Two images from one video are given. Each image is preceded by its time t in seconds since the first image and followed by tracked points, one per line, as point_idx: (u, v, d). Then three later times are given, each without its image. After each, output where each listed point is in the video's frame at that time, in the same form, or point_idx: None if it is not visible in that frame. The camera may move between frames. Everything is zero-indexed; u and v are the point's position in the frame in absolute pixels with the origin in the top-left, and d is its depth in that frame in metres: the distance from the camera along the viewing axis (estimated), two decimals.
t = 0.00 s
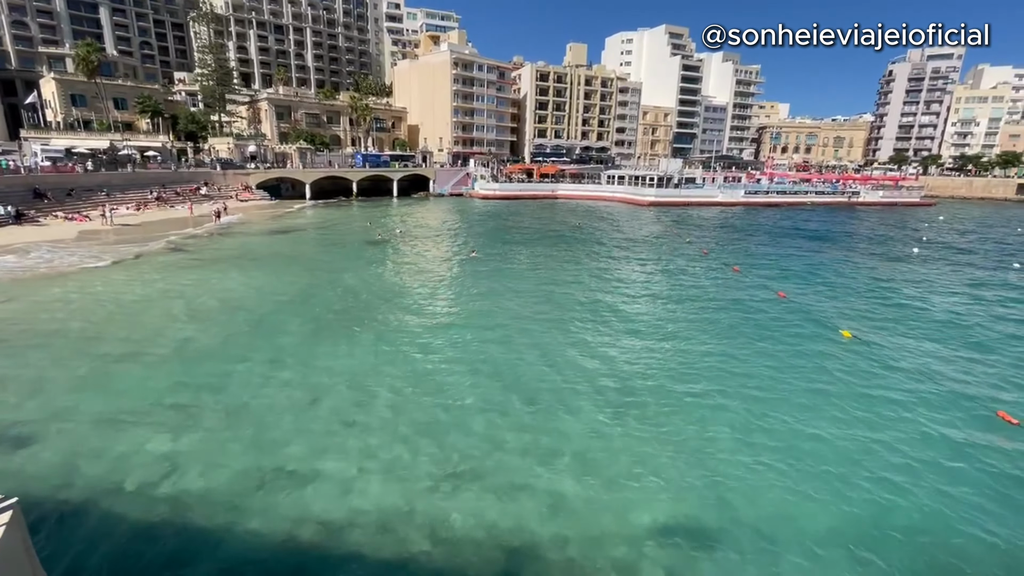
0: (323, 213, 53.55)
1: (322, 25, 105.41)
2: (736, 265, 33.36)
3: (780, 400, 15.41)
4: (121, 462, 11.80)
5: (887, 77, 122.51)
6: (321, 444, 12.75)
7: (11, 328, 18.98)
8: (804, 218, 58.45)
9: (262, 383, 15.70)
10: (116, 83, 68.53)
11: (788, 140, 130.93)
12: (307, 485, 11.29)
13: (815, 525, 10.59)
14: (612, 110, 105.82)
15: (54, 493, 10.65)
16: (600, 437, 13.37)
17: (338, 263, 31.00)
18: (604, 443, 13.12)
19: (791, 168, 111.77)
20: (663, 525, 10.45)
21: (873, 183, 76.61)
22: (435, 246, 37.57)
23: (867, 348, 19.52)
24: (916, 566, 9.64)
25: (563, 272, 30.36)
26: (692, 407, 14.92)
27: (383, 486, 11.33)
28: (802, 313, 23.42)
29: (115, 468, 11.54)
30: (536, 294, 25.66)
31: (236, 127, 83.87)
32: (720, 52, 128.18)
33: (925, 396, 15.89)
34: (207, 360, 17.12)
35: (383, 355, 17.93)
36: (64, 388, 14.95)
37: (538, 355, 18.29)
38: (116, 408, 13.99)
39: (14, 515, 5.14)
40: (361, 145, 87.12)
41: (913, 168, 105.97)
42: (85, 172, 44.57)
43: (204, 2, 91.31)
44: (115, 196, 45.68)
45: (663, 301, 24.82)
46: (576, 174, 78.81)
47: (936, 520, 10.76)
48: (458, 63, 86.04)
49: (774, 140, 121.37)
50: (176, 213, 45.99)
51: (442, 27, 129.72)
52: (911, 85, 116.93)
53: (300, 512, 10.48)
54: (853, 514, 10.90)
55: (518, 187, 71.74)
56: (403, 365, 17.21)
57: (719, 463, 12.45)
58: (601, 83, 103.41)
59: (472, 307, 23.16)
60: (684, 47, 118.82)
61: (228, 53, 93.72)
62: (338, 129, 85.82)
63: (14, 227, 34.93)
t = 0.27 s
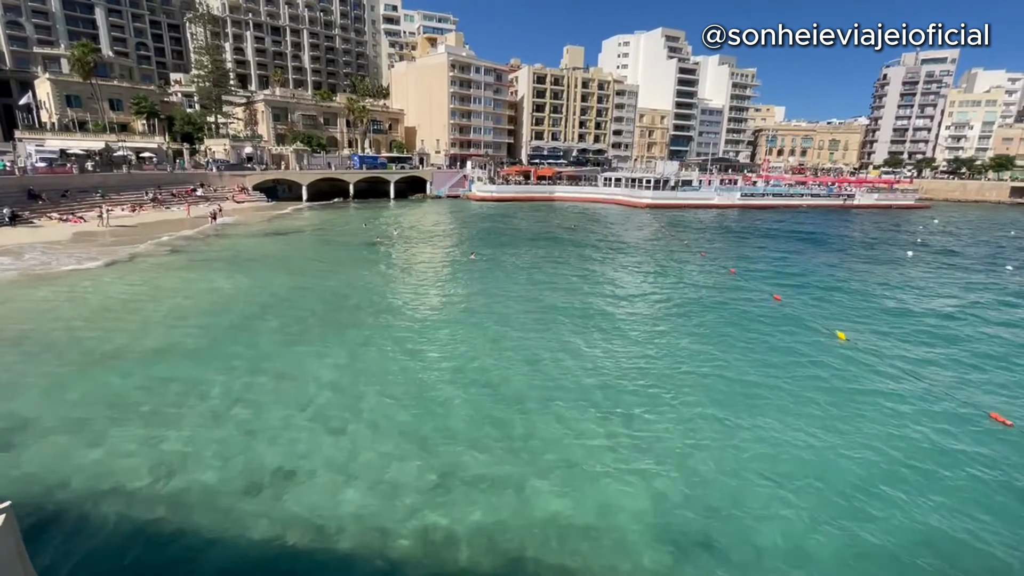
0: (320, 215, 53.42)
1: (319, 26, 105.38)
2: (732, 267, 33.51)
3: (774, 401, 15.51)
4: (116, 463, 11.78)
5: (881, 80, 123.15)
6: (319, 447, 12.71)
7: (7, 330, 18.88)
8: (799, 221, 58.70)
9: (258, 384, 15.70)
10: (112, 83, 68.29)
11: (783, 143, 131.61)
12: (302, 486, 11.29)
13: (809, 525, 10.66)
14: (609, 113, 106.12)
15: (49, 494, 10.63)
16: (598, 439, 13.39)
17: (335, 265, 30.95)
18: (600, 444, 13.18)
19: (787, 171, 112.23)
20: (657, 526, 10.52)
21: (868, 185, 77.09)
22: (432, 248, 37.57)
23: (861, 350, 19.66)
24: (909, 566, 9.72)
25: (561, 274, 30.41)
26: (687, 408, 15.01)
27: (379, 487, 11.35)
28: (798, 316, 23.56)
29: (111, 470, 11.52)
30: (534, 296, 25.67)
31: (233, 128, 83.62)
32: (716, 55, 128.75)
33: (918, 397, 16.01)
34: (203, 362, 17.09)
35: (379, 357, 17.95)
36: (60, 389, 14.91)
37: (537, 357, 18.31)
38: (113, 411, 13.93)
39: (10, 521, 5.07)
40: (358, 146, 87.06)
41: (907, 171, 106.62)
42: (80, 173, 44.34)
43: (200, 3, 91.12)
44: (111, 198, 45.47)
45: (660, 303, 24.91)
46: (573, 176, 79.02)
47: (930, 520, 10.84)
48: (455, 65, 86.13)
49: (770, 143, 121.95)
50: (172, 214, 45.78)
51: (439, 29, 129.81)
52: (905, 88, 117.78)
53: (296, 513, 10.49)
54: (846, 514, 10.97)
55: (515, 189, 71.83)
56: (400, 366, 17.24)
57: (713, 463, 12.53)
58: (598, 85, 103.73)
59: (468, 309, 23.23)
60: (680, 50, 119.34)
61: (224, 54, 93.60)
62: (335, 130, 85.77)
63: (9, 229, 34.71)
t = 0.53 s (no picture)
0: (317, 217, 53.37)
1: (317, 29, 105.56)
2: (730, 270, 33.65)
3: (773, 405, 15.43)
4: (108, 468, 11.63)
5: (877, 84, 123.84)
6: (316, 449, 12.68)
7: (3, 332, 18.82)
8: (795, 224, 58.95)
9: (252, 388, 15.54)
10: (108, 85, 68.24)
11: (780, 146, 132.24)
12: (296, 491, 11.15)
13: (808, 530, 10.59)
14: (606, 116, 106.48)
15: (37, 501, 10.45)
16: (595, 441, 13.39)
17: (333, 268, 30.95)
18: (598, 448, 13.08)
19: (783, 174, 112.71)
20: (655, 531, 10.42)
21: (863, 188, 77.47)
22: (429, 251, 37.58)
23: (858, 353, 19.65)
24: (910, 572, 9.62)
25: (558, 276, 30.48)
26: (685, 412, 14.91)
27: (374, 492, 11.22)
28: (794, 318, 23.64)
29: (102, 475, 11.38)
30: (532, 298, 25.70)
31: (230, 130, 83.57)
32: (713, 59, 129.37)
33: (915, 401, 15.99)
34: (197, 366, 16.95)
35: (376, 360, 17.85)
36: (53, 392, 14.81)
37: (533, 359, 18.34)
38: (108, 413, 13.88)
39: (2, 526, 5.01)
40: (356, 149, 87.01)
41: (902, 175, 107.22)
42: (76, 175, 44.35)
43: (198, 5, 91.17)
44: (107, 200, 45.36)
45: (658, 306, 24.98)
46: (570, 178, 79.18)
47: (925, 522, 10.87)
48: (452, 67, 86.30)
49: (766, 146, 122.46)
50: (168, 216, 45.68)
51: (437, 32, 129.99)
52: (900, 92, 118.52)
53: (290, 519, 10.36)
54: (845, 518, 10.92)
55: (513, 192, 71.94)
56: (396, 370, 17.14)
57: (711, 468, 12.44)
58: (595, 88, 104.09)
59: (465, 312, 23.16)
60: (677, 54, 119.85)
61: (222, 56, 93.54)
62: (333, 132, 85.85)
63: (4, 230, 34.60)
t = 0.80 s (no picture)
0: (315, 220, 53.31)
1: (315, 32, 105.67)
2: (727, 273, 33.81)
3: (769, 407, 15.50)
4: (104, 471, 11.60)
5: (873, 88, 124.55)
6: (314, 451, 12.67)
7: None
8: (792, 227, 59.17)
9: (248, 390, 15.53)
10: (106, 87, 68.23)
11: (777, 149, 132.79)
12: (292, 493, 11.16)
13: (804, 531, 10.63)
14: (603, 119, 106.79)
15: (32, 504, 10.43)
16: (592, 443, 13.41)
17: (331, 270, 30.95)
18: (594, 450, 13.12)
19: (780, 178, 113.16)
20: (652, 532, 10.45)
21: (860, 192, 77.82)
22: (428, 253, 37.62)
23: (853, 356, 19.75)
24: (905, 572, 9.66)
25: (556, 279, 30.54)
26: (682, 414, 14.97)
27: (370, 494, 11.23)
28: (791, 321, 23.74)
29: (98, 478, 11.35)
30: (530, 301, 25.76)
31: (228, 132, 83.54)
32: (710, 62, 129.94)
33: (909, 402, 16.12)
34: (194, 368, 16.92)
35: (373, 362, 17.86)
36: (50, 395, 14.77)
37: (532, 361, 18.36)
38: (105, 416, 13.84)
39: None
40: (354, 151, 87.01)
41: (899, 178, 107.73)
42: (73, 177, 44.38)
43: (196, 8, 91.19)
44: (104, 202, 45.25)
45: (656, 308, 25.08)
46: (568, 181, 79.37)
47: (921, 523, 10.92)
48: (450, 70, 86.46)
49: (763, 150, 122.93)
50: (166, 219, 45.59)
51: (435, 35, 130.28)
52: (895, 96, 119.19)
53: (288, 520, 10.39)
54: (840, 519, 10.98)
55: (511, 195, 72.07)
56: (394, 372, 17.15)
57: (707, 469, 12.49)
58: (593, 92, 104.40)
59: (463, 314, 23.20)
60: (674, 57, 120.40)
61: (220, 59, 93.45)
62: (331, 135, 85.89)
63: None
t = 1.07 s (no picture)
0: (313, 222, 53.26)
1: (313, 35, 105.71)
2: (725, 275, 33.96)
3: (769, 409, 15.52)
4: (103, 475, 11.52)
5: (869, 91, 125.11)
6: (311, 453, 12.64)
7: None
8: (790, 229, 59.30)
9: (248, 393, 15.46)
10: (104, 89, 68.13)
11: (774, 153, 133.27)
12: (293, 496, 11.11)
13: (807, 534, 10.62)
14: (601, 122, 107.04)
15: (31, 510, 10.34)
16: (591, 446, 13.39)
17: (330, 272, 30.93)
18: (595, 452, 13.11)
19: (778, 180, 113.45)
20: (655, 535, 10.43)
21: (857, 195, 78.12)
22: (426, 255, 37.62)
23: (853, 358, 19.79)
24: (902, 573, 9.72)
25: (555, 281, 30.59)
26: (682, 416, 14.99)
27: (369, 496, 11.21)
28: (788, 324, 23.80)
29: (98, 482, 11.28)
30: (527, 303, 25.79)
31: (226, 135, 83.46)
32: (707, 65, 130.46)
33: (906, 404, 16.16)
34: (193, 371, 16.86)
35: (373, 365, 17.82)
36: (45, 399, 14.67)
37: (529, 363, 18.37)
38: (101, 420, 13.77)
39: None
40: (352, 154, 86.96)
41: (895, 181, 108.15)
42: (69, 179, 44.21)
43: (194, 11, 91.16)
44: (101, 205, 45.07)
45: (654, 311, 25.15)
46: (566, 184, 79.49)
47: (920, 524, 10.96)
48: (449, 73, 86.58)
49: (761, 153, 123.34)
50: (162, 221, 45.39)
51: (434, 39, 130.72)
52: (891, 99, 119.80)
53: (287, 524, 10.34)
54: (842, 522, 10.98)
55: (509, 197, 72.15)
56: (392, 374, 17.17)
57: (709, 472, 12.49)
58: (591, 95, 104.67)
59: (462, 317, 23.21)
60: (671, 61, 120.88)
61: (218, 61, 93.36)
62: (329, 138, 85.86)
63: None
